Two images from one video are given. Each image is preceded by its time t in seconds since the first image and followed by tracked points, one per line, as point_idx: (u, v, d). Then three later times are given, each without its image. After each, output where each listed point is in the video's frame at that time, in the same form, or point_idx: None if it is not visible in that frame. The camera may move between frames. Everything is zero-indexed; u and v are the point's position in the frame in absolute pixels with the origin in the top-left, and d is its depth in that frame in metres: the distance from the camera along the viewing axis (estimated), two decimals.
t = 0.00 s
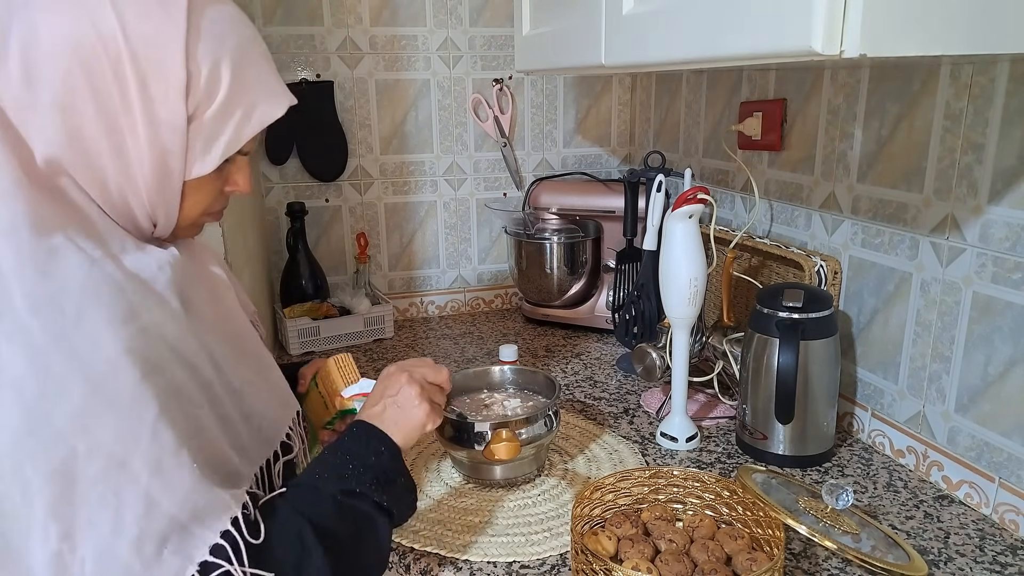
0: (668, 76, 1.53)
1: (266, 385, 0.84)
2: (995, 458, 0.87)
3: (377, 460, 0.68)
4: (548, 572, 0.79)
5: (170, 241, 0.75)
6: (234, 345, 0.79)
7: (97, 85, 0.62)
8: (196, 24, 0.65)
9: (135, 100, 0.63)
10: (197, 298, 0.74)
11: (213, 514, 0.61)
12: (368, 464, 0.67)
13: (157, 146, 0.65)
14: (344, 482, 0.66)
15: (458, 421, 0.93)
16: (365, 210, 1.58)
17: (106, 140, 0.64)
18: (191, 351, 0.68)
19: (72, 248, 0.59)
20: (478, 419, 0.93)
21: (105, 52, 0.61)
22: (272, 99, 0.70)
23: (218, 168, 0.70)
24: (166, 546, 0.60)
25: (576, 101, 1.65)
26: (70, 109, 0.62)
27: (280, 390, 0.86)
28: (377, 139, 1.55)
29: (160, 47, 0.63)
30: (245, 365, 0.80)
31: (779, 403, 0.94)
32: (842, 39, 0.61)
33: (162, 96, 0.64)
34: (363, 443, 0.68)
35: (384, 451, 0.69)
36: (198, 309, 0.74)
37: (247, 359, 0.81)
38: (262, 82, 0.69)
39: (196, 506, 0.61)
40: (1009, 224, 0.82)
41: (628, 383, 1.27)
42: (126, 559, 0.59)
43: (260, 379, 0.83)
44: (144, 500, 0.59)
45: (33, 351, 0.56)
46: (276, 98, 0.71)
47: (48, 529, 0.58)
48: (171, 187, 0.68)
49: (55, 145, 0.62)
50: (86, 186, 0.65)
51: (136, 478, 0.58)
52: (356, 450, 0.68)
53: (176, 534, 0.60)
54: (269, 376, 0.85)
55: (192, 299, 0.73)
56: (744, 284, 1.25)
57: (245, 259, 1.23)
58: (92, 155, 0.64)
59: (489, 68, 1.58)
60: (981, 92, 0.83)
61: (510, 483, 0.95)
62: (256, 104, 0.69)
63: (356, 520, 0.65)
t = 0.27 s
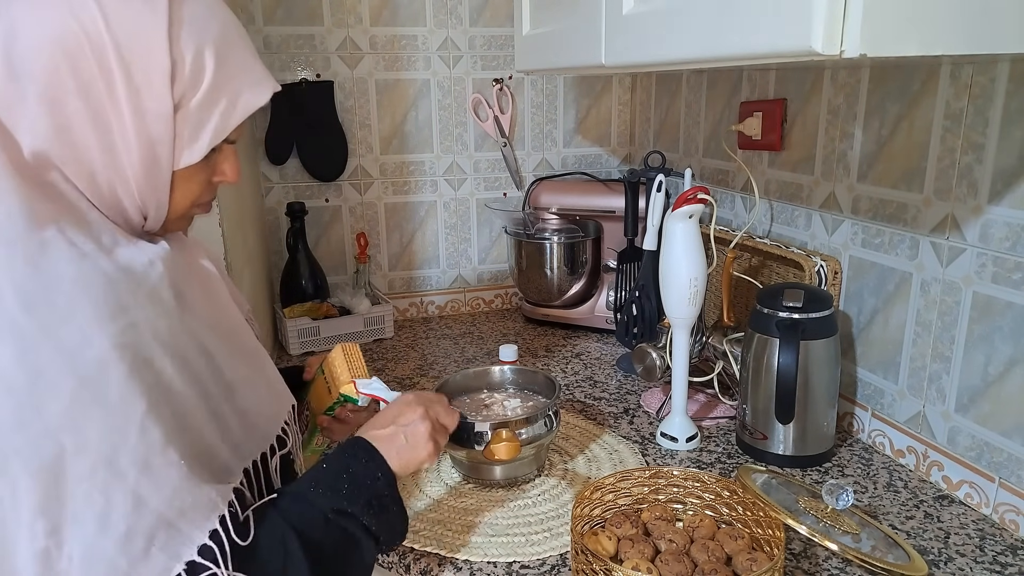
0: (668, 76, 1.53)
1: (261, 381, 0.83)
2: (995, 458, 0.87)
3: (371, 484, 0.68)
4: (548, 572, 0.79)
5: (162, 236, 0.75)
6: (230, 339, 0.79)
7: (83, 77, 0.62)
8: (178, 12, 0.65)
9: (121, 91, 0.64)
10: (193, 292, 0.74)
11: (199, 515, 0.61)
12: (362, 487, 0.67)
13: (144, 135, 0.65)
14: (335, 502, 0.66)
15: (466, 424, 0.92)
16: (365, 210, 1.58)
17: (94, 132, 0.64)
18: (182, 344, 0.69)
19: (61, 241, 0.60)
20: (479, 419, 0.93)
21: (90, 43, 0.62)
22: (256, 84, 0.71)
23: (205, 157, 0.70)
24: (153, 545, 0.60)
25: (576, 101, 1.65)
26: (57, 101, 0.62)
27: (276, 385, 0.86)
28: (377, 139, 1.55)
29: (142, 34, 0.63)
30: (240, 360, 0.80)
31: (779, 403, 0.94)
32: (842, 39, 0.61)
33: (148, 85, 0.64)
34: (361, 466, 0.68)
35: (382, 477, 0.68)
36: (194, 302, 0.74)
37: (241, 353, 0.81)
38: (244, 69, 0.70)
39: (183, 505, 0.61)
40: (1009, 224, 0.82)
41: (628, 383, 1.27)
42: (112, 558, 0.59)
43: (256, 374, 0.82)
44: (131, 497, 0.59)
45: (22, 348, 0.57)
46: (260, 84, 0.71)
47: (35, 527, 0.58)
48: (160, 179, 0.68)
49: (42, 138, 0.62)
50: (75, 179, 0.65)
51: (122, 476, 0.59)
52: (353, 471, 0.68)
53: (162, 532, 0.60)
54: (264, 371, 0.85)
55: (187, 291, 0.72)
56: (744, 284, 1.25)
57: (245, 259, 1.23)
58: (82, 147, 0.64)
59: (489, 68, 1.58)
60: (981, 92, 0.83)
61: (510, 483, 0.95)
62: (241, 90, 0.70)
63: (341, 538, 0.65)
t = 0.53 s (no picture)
0: (668, 76, 1.53)
1: (261, 380, 0.84)
2: (995, 458, 0.87)
3: (375, 473, 0.66)
4: (548, 572, 0.79)
5: (163, 234, 0.75)
6: (228, 338, 0.79)
7: (93, 72, 0.63)
8: (185, 8, 0.67)
9: (131, 85, 0.64)
10: (189, 291, 0.74)
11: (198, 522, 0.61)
12: (363, 479, 0.66)
13: (155, 131, 0.66)
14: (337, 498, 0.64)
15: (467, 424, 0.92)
16: (365, 210, 1.58)
17: (104, 127, 0.65)
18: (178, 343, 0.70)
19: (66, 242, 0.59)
20: (479, 419, 0.93)
21: (100, 38, 0.63)
22: (259, 78, 0.73)
23: (211, 153, 0.71)
24: (153, 552, 0.60)
25: (576, 101, 1.65)
26: (67, 99, 0.62)
27: (277, 384, 0.87)
28: (377, 139, 1.55)
29: (152, 30, 0.64)
30: (240, 359, 0.81)
31: (779, 402, 0.94)
32: (842, 39, 0.61)
33: (157, 79, 0.65)
34: (364, 456, 0.66)
35: (385, 466, 0.67)
36: (191, 302, 0.74)
37: (241, 352, 0.81)
38: (248, 62, 0.72)
39: (184, 513, 0.61)
40: (1009, 224, 0.82)
41: (628, 383, 1.27)
42: (112, 564, 0.59)
43: (256, 372, 0.83)
44: (131, 505, 0.59)
45: (23, 351, 0.57)
46: (263, 79, 0.73)
47: (35, 533, 0.58)
48: (169, 174, 0.69)
49: (52, 133, 0.62)
50: (83, 176, 0.65)
51: (123, 483, 0.59)
52: (354, 460, 0.66)
53: (162, 538, 0.60)
54: (265, 370, 0.85)
55: (184, 288, 0.73)
56: (744, 284, 1.25)
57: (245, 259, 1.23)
58: (88, 146, 0.64)
59: (489, 68, 1.58)
60: (981, 92, 0.83)
61: (510, 483, 0.95)
62: (246, 84, 0.71)
63: (343, 533, 0.64)
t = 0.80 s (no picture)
0: (668, 75, 1.53)
1: (260, 381, 0.84)
2: (995, 458, 0.87)
3: (391, 424, 0.74)
4: (548, 572, 0.79)
5: (162, 234, 0.75)
6: (229, 338, 0.79)
7: (100, 67, 0.63)
8: (193, 5, 0.67)
9: (138, 80, 0.65)
10: (190, 291, 0.74)
11: (245, 477, 0.62)
12: (389, 429, 0.73)
13: (161, 127, 0.67)
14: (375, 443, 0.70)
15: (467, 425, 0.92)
16: (365, 209, 1.58)
17: (109, 122, 0.65)
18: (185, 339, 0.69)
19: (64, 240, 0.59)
20: (478, 419, 0.93)
21: (108, 34, 0.63)
22: (263, 78, 0.73)
23: (213, 153, 0.72)
24: (206, 508, 0.60)
25: (576, 101, 1.65)
26: (73, 93, 0.63)
27: (277, 385, 0.87)
28: (377, 139, 1.55)
29: (159, 25, 0.65)
30: (240, 359, 0.81)
31: (779, 402, 0.94)
32: (842, 38, 0.61)
33: (165, 75, 0.66)
34: (377, 411, 0.74)
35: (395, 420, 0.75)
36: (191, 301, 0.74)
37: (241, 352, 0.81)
38: (252, 61, 0.72)
39: (232, 467, 0.61)
40: (1009, 224, 0.82)
41: (628, 383, 1.27)
42: (165, 526, 0.59)
43: (255, 373, 0.83)
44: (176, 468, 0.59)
45: (33, 345, 0.56)
46: (266, 79, 0.73)
47: (80, 507, 0.58)
48: (172, 170, 0.69)
49: (59, 127, 0.62)
50: (87, 171, 0.65)
51: (163, 447, 0.58)
52: (375, 415, 0.73)
53: (215, 493, 0.60)
54: (265, 372, 0.85)
55: (183, 286, 0.73)
56: (744, 284, 1.25)
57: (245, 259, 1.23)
58: (94, 140, 0.64)
59: (489, 68, 1.58)
60: (981, 92, 0.83)
61: (510, 483, 0.95)
62: (251, 83, 0.72)
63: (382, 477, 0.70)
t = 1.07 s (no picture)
0: (668, 75, 1.53)
1: (260, 381, 0.83)
2: (995, 458, 0.87)
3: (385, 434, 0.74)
4: (548, 572, 0.79)
5: (158, 235, 0.75)
6: (229, 339, 0.79)
7: (111, 63, 0.63)
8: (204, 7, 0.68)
9: (148, 78, 0.65)
10: (192, 291, 0.74)
11: (235, 479, 0.62)
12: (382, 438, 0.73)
13: (167, 126, 0.67)
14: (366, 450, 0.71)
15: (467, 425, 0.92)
16: (365, 209, 1.58)
17: (116, 119, 0.64)
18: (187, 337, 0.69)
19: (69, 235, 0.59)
20: (478, 419, 0.93)
21: (120, 31, 0.63)
22: (267, 84, 0.74)
23: (214, 157, 0.72)
24: (194, 509, 0.60)
25: (576, 101, 1.65)
26: (82, 89, 0.62)
27: (278, 387, 0.87)
28: (377, 139, 1.55)
29: (170, 27, 0.65)
30: (241, 360, 0.81)
31: (779, 401, 0.94)
32: (842, 38, 0.61)
33: (174, 75, 0.66)
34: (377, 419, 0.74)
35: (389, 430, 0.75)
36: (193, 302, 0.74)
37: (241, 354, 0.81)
38: (257, 66, 0.73)
39: (223, 469, 0.61)
40: (1009, 224, 0.82)
41: (628, 383, 1.27)
42: (153, 525, 0.59)
43: (255, 375, 0.83)
44: (166, 467, 0.59)
45: (34, 338, 0.56)
46: (270, 86, 0.74)
47: (70, 502, 0.58)
48: (176, 170, 0.69)
49: (66, 120, 0.62)
50: (91, 166, 0.64)
51: (155, 444, 0.58)
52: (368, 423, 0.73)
53: (204, 494, 0.60)
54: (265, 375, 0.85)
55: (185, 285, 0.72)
56: (744, 284, 1.25)
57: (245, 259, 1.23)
58: (100, 136, 0.64)
59: (489, 68, 1.58)
60: (981, 92, 0.83)
61: (510, 483, 0.95)
62: (256, 88, 0.72)
63: (369, 485, 0.71)
